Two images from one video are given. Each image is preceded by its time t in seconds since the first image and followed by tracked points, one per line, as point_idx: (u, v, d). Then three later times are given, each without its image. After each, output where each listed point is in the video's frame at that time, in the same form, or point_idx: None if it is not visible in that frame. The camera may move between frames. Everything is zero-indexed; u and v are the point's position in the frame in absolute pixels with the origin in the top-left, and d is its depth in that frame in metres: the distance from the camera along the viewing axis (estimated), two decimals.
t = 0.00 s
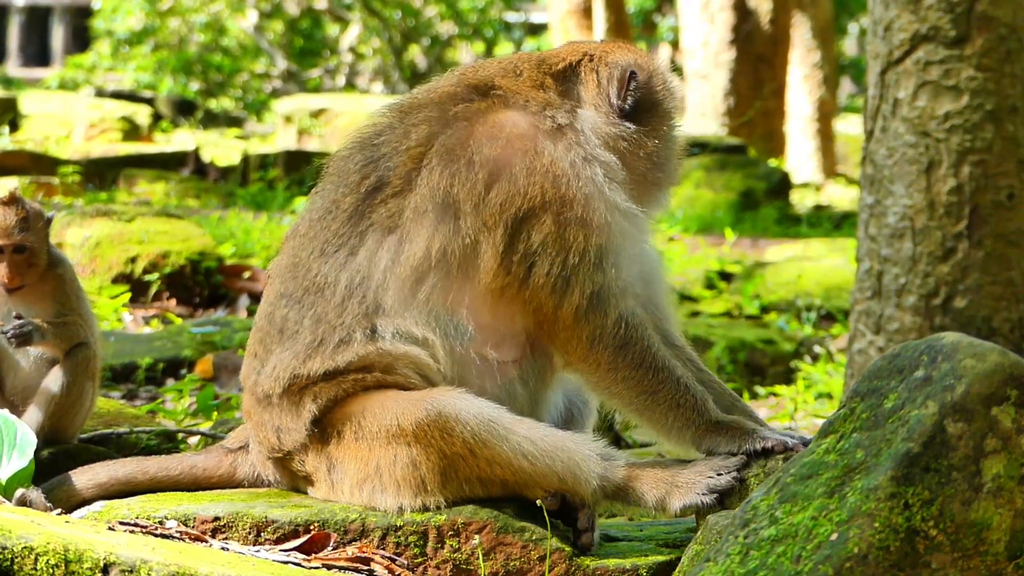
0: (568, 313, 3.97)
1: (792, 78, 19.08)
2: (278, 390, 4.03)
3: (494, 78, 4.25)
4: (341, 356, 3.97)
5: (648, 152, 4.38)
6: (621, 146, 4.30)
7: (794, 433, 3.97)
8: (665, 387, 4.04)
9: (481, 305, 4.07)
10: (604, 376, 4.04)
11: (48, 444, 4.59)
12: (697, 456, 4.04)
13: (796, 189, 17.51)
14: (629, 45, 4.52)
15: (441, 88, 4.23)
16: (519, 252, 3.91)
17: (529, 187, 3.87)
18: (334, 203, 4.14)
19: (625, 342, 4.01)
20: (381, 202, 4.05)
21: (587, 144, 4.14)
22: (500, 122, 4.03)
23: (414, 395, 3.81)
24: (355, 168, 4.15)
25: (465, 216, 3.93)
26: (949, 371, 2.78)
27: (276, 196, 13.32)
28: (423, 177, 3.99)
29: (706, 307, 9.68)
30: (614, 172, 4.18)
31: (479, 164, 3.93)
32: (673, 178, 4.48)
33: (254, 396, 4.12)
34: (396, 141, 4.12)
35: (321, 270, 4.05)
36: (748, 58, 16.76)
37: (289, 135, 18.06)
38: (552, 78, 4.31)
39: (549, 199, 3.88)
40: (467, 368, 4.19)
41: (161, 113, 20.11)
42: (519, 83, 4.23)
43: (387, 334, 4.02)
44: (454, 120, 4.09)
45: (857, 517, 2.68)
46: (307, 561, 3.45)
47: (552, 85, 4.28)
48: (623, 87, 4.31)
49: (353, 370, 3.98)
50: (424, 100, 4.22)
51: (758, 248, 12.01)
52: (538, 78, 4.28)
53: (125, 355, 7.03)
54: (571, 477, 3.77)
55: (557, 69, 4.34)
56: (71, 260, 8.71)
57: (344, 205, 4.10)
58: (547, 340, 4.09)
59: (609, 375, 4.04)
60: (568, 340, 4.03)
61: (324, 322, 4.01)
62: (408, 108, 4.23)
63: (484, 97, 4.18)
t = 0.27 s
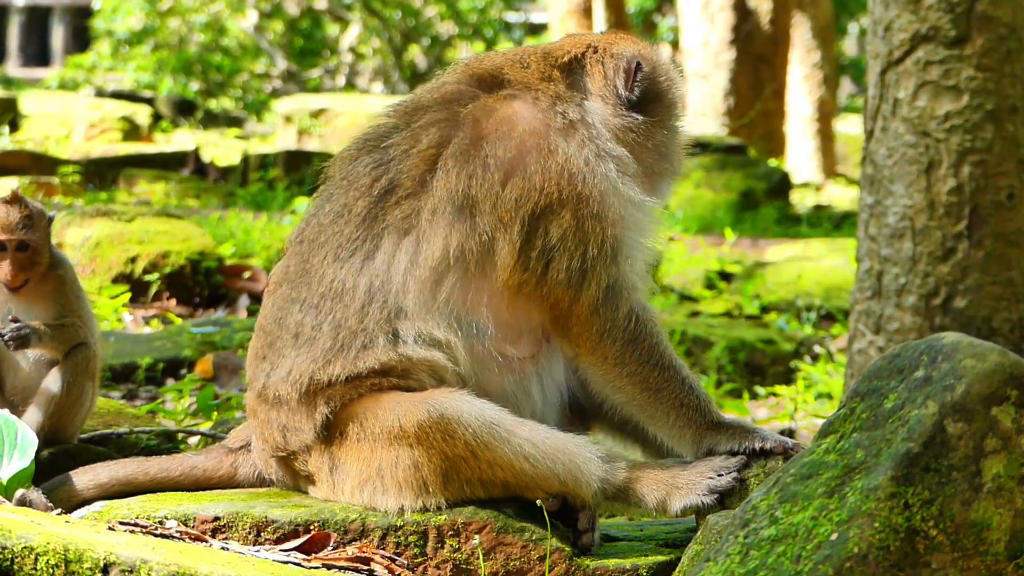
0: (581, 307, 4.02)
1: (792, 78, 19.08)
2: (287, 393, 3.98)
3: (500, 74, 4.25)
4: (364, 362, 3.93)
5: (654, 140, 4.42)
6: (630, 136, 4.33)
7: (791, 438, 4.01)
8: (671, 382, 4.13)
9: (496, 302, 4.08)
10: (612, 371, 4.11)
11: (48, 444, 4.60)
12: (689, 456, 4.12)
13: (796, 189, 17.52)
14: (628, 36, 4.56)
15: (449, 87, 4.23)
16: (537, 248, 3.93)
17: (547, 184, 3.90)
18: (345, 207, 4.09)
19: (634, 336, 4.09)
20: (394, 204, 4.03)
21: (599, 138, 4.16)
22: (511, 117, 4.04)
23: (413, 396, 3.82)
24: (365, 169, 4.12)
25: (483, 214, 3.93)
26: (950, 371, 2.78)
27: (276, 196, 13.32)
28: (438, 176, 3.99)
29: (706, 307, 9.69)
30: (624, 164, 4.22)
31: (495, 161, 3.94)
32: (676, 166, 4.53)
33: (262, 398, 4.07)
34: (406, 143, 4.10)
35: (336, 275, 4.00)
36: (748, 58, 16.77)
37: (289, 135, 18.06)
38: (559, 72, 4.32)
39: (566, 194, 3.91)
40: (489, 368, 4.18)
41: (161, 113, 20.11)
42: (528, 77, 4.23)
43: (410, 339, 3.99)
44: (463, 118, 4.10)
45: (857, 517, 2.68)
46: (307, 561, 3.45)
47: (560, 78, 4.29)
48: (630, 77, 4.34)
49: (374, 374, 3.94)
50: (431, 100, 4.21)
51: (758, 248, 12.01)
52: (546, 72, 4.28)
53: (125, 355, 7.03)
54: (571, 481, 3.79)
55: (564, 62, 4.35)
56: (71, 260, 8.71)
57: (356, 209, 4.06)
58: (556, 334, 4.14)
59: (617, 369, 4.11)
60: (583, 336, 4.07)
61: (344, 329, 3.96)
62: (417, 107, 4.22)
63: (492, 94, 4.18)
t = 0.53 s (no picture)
0: (585, 308, 4.02)
1: (792, 78, 19.08)
2: (290, 398, 3.97)
3: (499, 79, 4.24)
4: (371, 367, 3.91)
5: (653, 140, 4.44)
6: (630, 137, 4.35)
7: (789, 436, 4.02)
8: (672, 383, 4.13)
9: (500, 306, 4.08)
10: (615, 372, 4.11)
11: (47, 445, 4.59)
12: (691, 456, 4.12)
13: (796, 189, 17.52)
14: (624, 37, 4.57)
15: (448, 93, 4.21)
16: (542, 251, 3.94)
17: (553, 187, 3.91)
18: (347, 215, 4.06)
19: (637, 338, 4.09)
20: (397, 211, 4.01)
21: (601, 141, 4.17)
22: (513, 121, 4.05)
23: (414, 397, 3.82)
24: (368, 175, 4.10)
25: (489, 218, 3.93)
26: (949, 371, 2.78)
27: (276, 196, 13.32)
28: (442, 183, 3.97)
29: (707, 307, 9.69)
30: (626, 165, 4.23)
31: (499, 166, 3.94)
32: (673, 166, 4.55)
33: (263, 403, 4.06)
34: (407, 150, 4.07)
35: (342, 284, 3.96)
36: (748, 58, 16.77)
37: (289, 136, 18.06)
38: (560, 74, 4.31)
39: (571, 196, 3.92)
40: (493, 372, 4.18)
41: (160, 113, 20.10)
42: (529, 80, 4.23)
43: (416, 345, 3.96)
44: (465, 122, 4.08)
45: (857, 517, 2.68)
46: (307, 561, 3.45)
47: (561, 80, 4.29)
48: (631, 78, 4.35)
49: (380, 380, 3.92)
50: (431, 106, 4.19)
51: (758, 249, 12.01)
52: (547, 75, 4.28)
53: (125, 355, 7.03)
54: (572, 481, 3.78)
55: (565, 63, 4.34)
56: (71, 260, 8.71)
57: (359, 217, 4.03)
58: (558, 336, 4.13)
59: (620, 371, 4.11)
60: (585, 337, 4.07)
61: (349, 338, 3.92)
62: (418, 111, 4.20)
63: (493, 99, 4.17)
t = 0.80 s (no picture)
0: (589, 305, 4.02)
1: (792, 78, 19.08)
2: (291, 397, 3.98)
3: (502, 77, 4.25)
4: (374, 365, 3.91)
5: (654, 138, 4.44)
6: (633, 136, 4.35)
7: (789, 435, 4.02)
8: (674, 381, 4.13)
9: (504, 304, 4.08)
10: (618, 369, 4.11)
11: (47, 444, 4.59)
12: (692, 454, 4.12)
13: (796, 189, 17.52)
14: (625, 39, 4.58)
15: (451, 92, 4.23)
16: (544, 249, 3.94)
17: (558, 183, 3.91)
18: (350, 213, 4.07)
19: (640, 336, 4.08)
20: (400, 209, 4.01)
21: (607, 140, 4.17)
22: (517, 118, 4.05)
23: (414, 396, 3.82)
24: (372, 172, 4.11)
25: (493, 213, 3.93)
26: (950, 371, 2.78)
27: (276, 197, 13.32)
28: (446, 180, 3.97)
29: (706, 307, 9.70)
30: (630, 163, 4.23)
31: (503, 162, 3.95)
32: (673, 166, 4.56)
33: (264, 402, 4.06)
34: (410, 148, 4.08)
35: (347, 281, 3.96)
36: (748, 58, 16.78)
37: (289, 136, 18.06)
38: (565, 72, 4.31)
39: (576, 190, 3.91)
40: (494, 370, 4.18)
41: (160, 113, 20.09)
42: (533, 79, 4.24)
43: (420, 342, 3.97)
44: (469, 119, 4.09)
45: (857, 517, 2.68)
46: (307, 561, 3.45)
47: (565, 78, 4.29)
48: (633, 77, 4.34)
49: (384, 379, 3.92)
50: (434, 105, 4.20)
51: (757, 249, 12.01)
52: (551, 73, 4.28)
53: (125, 355, 7.03)
54: (572, 482, 3.79)
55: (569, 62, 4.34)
56: (70, 260, 8.71)
57: (362, 215, 4.03)
58: (562, 334, 4.13)
59: (624, 368, 4.11)
60: (588, 335, 4.07)
61: (353, 336, 3.93)
62: (422, 110, 4.21)
63: (496, 97, 4.18)
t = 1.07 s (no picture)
0: (590, 304, 4.02)
1: (792, 78, 19.07)
2: (292, 398, 3.98)
3: (497, 79, 4.26)
4: (377, 365, 3.91)
5: (648, 136, 4.45)
6: (625, 134, 4.36)
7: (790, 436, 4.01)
8: (675, 382, 4.13)
9: (504, 305, 4.08)
10: (620, 369, 4.11)
11: (46, 444, 4.58)
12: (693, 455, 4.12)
13: (796, 189, 17.52)
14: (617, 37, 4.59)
15: (448, 94, 4.23)
16: (545, 250, 3.94)
17: (558, 184, 3.91)
18: (350, 215, 4.06)
19: (641, 336, 4.09)
20: (400, 211, 4.00)
21: (605, 139, 4.16)
22: (515, 119, 4.05)
23: (414, 397, 3.81)
24: (371, 174, 4.10)
25: (495, 213, 3.93)
26: (950, 371, 2.78)
27: (276, 197, 13.32)
28: (446, 181, 3.97)
29: (706, 307, 9.70)
30: (629, 162, 4.23)
31: (503, 162, 3.95)
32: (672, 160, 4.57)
33: (265, 403, 4.06)
34: (409, 150, 4.08)
35: (348, 282, 3.96)
36: (748, 58, 16.78)
37: (289, 136, 18.06)
38: (558, 73, 4.32)
39: (577, 190, 3.92)
40: (496, 369, 4.18)
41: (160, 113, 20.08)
42: (527, 81, 4.24)
43: (424, 342, 3.96)
44: (467, 121, 4.09)
45: (857, 517, 2.68)
46: (307, 561, 3.45)
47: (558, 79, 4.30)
48: (621, 73, 4.34)
49: (387, 379, 3.92)
50: (433, 108, 4.20)
51: (757, 249, 12.01)
52: (544, 74, 4.29)
53: (125, 355, 7.02)
54: (572, 482, 3.79)
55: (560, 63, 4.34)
56: (70, 260, 8.70)
57: (362, 217, 4.03)
58: (563, 335, 4.13)
59: (625, 368, 4.10)
60: (588, 335, 4.07)
61: (355, 337, 3.92)
62: (421, 113, 4.21)
63: (493, 99, 4.18)
